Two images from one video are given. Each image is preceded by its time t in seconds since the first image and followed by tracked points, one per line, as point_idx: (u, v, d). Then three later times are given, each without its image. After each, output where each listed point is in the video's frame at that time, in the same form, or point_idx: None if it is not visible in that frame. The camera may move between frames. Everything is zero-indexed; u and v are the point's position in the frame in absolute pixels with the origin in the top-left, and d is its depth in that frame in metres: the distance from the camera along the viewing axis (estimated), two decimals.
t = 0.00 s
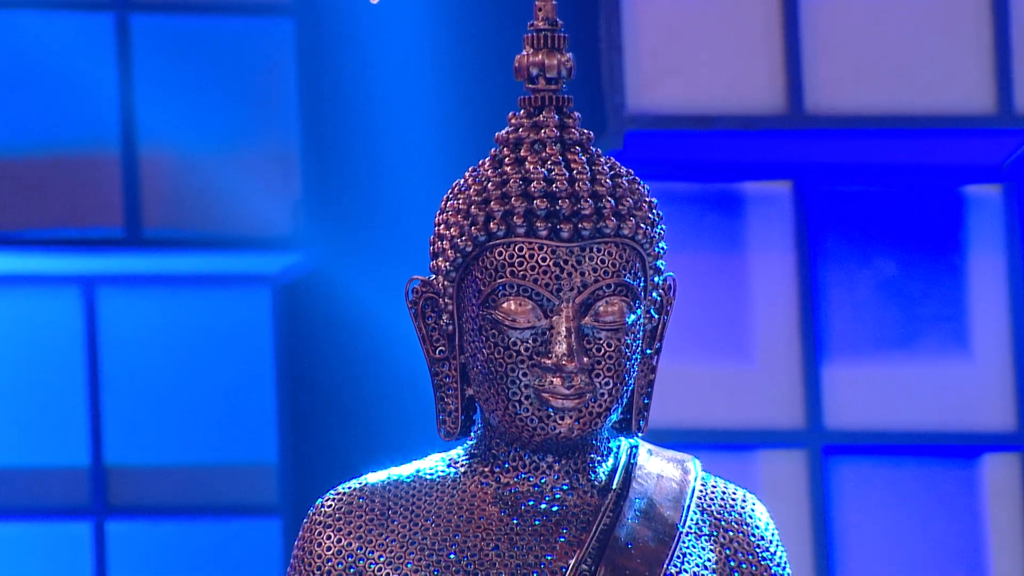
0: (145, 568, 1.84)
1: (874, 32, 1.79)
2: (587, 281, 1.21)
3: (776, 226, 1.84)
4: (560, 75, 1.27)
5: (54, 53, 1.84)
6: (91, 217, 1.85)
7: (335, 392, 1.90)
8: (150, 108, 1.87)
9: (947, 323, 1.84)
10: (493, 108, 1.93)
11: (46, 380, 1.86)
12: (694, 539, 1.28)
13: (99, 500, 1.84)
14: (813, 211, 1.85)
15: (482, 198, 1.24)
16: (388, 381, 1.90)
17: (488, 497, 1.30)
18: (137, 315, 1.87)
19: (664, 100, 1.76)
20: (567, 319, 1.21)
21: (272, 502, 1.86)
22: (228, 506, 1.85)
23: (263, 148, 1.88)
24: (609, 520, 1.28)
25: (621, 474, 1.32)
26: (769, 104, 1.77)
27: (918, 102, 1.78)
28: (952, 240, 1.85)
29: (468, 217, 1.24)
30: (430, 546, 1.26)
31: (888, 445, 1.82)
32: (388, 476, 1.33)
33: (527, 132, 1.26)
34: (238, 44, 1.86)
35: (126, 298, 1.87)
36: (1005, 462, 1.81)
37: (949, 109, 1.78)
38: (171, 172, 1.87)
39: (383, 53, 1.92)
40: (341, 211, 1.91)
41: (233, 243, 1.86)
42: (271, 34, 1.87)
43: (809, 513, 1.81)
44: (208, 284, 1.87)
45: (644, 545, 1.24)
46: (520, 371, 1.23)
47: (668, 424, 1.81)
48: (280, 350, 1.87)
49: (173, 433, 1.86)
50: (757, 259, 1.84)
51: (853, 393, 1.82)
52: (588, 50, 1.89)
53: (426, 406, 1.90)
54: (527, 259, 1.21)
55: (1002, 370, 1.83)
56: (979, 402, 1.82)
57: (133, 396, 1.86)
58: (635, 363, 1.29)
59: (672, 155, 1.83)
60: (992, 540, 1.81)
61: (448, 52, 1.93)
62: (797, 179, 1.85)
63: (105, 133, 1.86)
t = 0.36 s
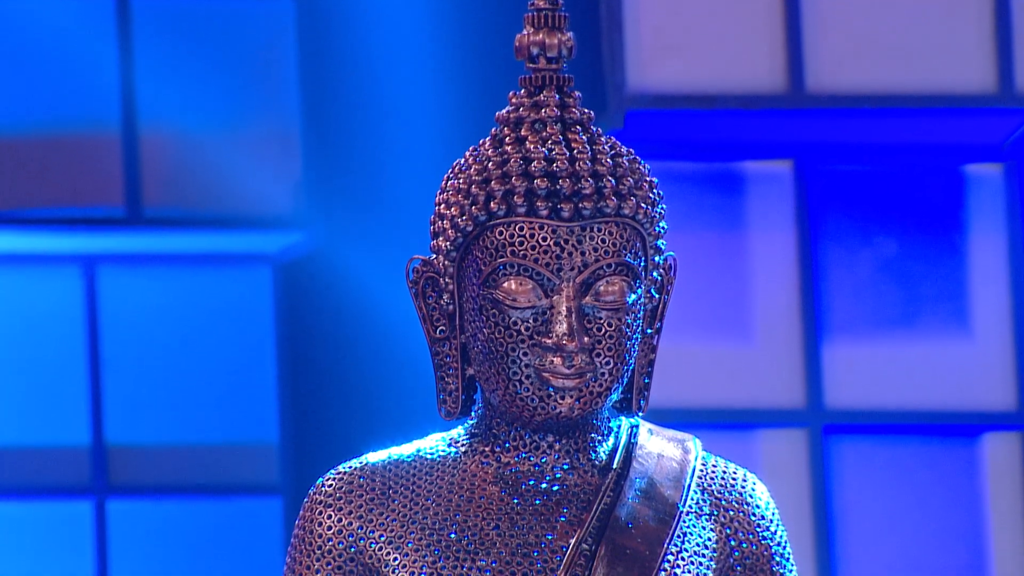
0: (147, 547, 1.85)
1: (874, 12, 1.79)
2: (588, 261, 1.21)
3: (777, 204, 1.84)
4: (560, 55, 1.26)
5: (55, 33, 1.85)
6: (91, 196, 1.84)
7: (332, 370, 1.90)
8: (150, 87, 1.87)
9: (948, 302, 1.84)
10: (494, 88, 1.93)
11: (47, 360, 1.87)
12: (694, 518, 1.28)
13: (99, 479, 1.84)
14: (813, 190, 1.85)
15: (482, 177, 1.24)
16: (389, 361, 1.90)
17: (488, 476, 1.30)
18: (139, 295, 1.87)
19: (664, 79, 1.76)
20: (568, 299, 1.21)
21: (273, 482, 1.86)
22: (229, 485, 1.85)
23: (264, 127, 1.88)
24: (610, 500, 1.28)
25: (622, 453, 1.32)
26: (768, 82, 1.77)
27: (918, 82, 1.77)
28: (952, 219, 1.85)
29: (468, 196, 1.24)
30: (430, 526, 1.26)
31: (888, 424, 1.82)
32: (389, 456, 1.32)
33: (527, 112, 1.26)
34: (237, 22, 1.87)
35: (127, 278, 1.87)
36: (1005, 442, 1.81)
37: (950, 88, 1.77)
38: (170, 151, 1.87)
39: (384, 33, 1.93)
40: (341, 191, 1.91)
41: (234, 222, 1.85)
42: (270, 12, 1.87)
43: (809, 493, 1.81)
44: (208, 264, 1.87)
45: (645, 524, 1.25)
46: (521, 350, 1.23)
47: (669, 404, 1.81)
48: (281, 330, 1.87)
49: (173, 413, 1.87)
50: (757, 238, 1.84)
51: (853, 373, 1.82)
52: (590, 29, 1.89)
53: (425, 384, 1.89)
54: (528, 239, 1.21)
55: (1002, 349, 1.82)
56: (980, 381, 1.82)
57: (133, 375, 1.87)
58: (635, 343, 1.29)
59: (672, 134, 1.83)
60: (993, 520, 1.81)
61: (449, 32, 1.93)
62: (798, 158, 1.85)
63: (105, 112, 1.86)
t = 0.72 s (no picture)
0: (147, 528, 1.84)
1: None
2: (589, 241, 1.20)
3: (777, 184, 1.84)
4: (562, 34, 1.26)
5: (55, 15, 1.86)
6: (92, 178, 1.86)
7: (332, 352, 1.89)
8: (150, 68, 1.88)
9: (949, 283, 1.83)
10: (495, 70, 1.92)
11: (48, 341, 1.87)
12: (695, 498, 1.28)
13: (100, 460, 1.85)
14: (813, 170, 1.85)
15: (482, 157, 1.23)
16: (390, 342, 1.90)
17: (489, 458, 1.30)
18: (140, 277, 1.87)
19: (664, 59, 1.75)
20: (569, 280, 1.20)
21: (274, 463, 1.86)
22: (229, 466, 1.85)
23: (263, 108, 1.88)
24: (611, 480, 1.28)
25: (622, 433, 1.33)
26: (769, 63, 1.76)
27: (919, 63, 1.77)
28: (952, 200, 1.85)
29: (469, 176, 1.23)
30: (431, 506, 1.26)
31: (889, 405, 1.82)
32: (391, 437, 1.33)
33: (528, 92, 1.25)
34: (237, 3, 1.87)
35: (128, 259, 1.87)
36: (1005, 423, 1.81)
37: (951, 69, 1.76)
38: (170, 132, 1.88)
39: (384, 14, 1.93)
40: (342, 172, 1.90)
41: (236, 202, 1.86)
42: None
43: (810, 474, 1.81)
44: (208, 245, 1.87)
45: (645, 504, 1.25)
46: (521, 331, 1.23)
47: (670, 385, 1.81)
48: (281, 311, 1.87)
49: (173, 394, 1.86)
50: (757, 218, 1.83)
51: (853, 354, 1.82)
52: (591, 11, 1.88)
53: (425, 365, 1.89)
54: (529, 220, 1.21)
55: (1003, 331, 1.82)
56: (980, 361, 1.82)
57: (134, 357, 1.87)
58: (636, 324, 1.28)
59: (673, 115, 1.83)
60: (993, 500, 1.81)
61: (450, 14, 1.93)
62: (798, 139, 1.85)
63: (106, 93, 1.87)
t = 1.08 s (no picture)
0: (148, 510, 1.84)
1: None
2: (589, 223, 1.20)
3: (778, 166, 1.84)
4: (562, 16, 1.26)
5: None
6: (92, 159, 1.85)
7: (330, 334, 1.89)
8: (150, 49, 1.87)
9: (949, 265, 1.83)
10: (494, 51, 1.92)
11: (48, 324, 1.87)
12: (695, 481, 1.28)
13: (101, 442, 1.85)
14: (813, 152, 1.85)
15: (483, 139, 1.23)
16: (389, 325, 1.90)
17: (489, 440, 1.30)
18: (141, 259, 1.86)
19: (664, 41, 1.75)
20: (569, 262, 1.20)
21: (274, 444, 1.86)
22: (230, 448, 1.85)
23: (264, 89, 1.88)
24: (610, 463, 1.29)
25: (623, 416, 1.33)
26: (769, 45, 1.76)
27: (920, 44, 1.76)
28: (953, 182, 1.84)
29: (469, 158, 1.23)
30: (431, 488, 1.26)
31: (888, 387, 1.82)
32: (391, 419, 1.33)
33: (528, 74, 1.25)
34: None
35: (128, 242, 1.86)
36: (1005, 405, 1.81)
37: (952, 50, 1.76)
38: (171, 113, 1.87)
39: None
40: (342, 154, 1.90)
41: (235, 184, 1.85)
42: None
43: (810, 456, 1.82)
44: (208, 228, 1.86)
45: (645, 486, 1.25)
46: (522, 313, 1.22)
47: (670, 367, 1.81)
48: (281, 293, 1.86)
49: (174, 377, 1.87)
50: (758, 200, 1.83)
51: (853, 335, 1.82)
52: None
53: (424, 346, 1.89)
54: (529, 202, 1.21)
55: (1004, 312, 1.82)
56: (980, 343, 1.82)
57: (135, 339, 1.87)
58: (636, 306, 1.28)
59: (673, 97, 1.82)
60: (994, 480, 1.81)
61: None
62: (799, 121, 1.84)
63: (106, 75, 1.86)
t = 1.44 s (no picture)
0: (149, 489, 1.85)
1: None
2: (589, 202, 1.20)
3: (778, 145, 1.83)
4: None
5: None
6: (92, 137, 1.85)
7: (329, 313, 1.89)
8: (149, 28, 1.86)
9: (948, 244, 1.83)
10: (493, 30, 1.91)
11: (48, 303, 1.87)
12: (695, 460, 1.29)
13: (101, 420, 1.85)
14: (814, 131, 1.84)
15: (482, 118, 1.23)
16: (389, 304, 1.90)
17: (489, 419, 1.30)
18: (142, 238, 1.86)
19: (664, 20, 1.74)
20: (568, 242, 1.20)
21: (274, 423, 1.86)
22: (229, 428, 1.85)
23: (263, 68, 1.88)
24: (610, 442, 1.29)
25: (622, 395, 1.33)
26: (770, 23, 1.75)
27: (920, 23, 1.76)
28: (953, 161, 1.84)
29: (469, 137, 1.23)
30: (431, 467, 1.26)
31: (888, 366, 1.82)
32: (391, 398, 1.33)
33: (528, 53, 1.24)
34: None
35: (127, 221, 1.86)
36: (1002, 382, 1.81)
37: (952, 29, 1.75)
38: (170, 92, 1.87)
39: None
40: (340, 133, 1.89)
41: (234, 163, 1.85)
42: None
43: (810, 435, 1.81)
44: (207, 207, 1.86)
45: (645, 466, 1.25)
46: (521, 292, 1.22)
47: (670, 346, 1.81)
48: (281, 273, 1.86)
49: (173, 356, 1.87)
50: (758, 179, 1.83)
51: (853, 314, 1.82)
52: None
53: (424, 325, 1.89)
54: (529, 181, 1.20)
55: (1003, 291, 1.82)
56: (979, 322, 1.82)
57: (134, 318, 1.87)
58: (636, 286, 1.28)
59: (673, 77, 1.81)
60: (993, 459, 1.81)
61: None
62: (799, 100, 1.84)
63: (105, 53, 1.85)
